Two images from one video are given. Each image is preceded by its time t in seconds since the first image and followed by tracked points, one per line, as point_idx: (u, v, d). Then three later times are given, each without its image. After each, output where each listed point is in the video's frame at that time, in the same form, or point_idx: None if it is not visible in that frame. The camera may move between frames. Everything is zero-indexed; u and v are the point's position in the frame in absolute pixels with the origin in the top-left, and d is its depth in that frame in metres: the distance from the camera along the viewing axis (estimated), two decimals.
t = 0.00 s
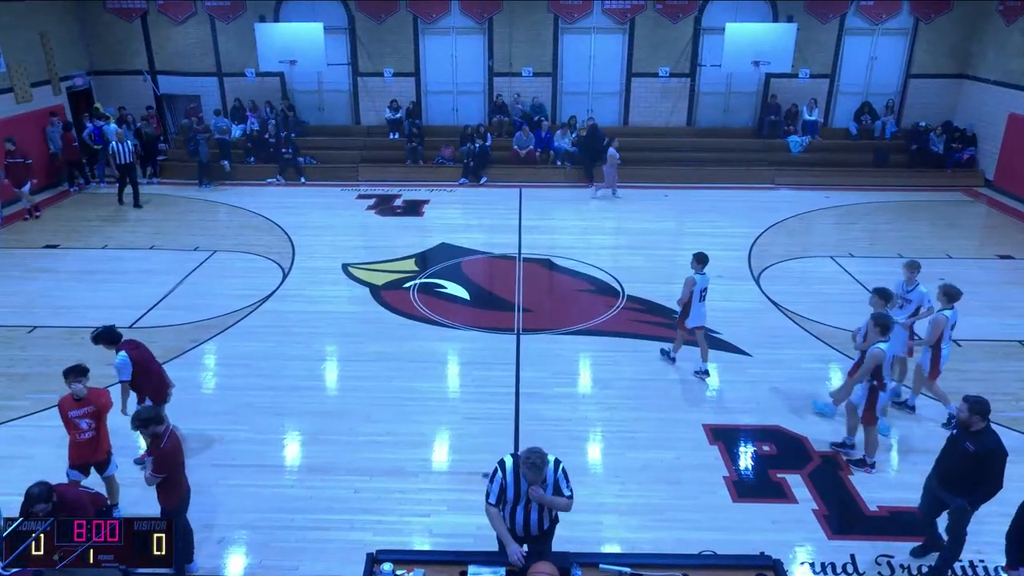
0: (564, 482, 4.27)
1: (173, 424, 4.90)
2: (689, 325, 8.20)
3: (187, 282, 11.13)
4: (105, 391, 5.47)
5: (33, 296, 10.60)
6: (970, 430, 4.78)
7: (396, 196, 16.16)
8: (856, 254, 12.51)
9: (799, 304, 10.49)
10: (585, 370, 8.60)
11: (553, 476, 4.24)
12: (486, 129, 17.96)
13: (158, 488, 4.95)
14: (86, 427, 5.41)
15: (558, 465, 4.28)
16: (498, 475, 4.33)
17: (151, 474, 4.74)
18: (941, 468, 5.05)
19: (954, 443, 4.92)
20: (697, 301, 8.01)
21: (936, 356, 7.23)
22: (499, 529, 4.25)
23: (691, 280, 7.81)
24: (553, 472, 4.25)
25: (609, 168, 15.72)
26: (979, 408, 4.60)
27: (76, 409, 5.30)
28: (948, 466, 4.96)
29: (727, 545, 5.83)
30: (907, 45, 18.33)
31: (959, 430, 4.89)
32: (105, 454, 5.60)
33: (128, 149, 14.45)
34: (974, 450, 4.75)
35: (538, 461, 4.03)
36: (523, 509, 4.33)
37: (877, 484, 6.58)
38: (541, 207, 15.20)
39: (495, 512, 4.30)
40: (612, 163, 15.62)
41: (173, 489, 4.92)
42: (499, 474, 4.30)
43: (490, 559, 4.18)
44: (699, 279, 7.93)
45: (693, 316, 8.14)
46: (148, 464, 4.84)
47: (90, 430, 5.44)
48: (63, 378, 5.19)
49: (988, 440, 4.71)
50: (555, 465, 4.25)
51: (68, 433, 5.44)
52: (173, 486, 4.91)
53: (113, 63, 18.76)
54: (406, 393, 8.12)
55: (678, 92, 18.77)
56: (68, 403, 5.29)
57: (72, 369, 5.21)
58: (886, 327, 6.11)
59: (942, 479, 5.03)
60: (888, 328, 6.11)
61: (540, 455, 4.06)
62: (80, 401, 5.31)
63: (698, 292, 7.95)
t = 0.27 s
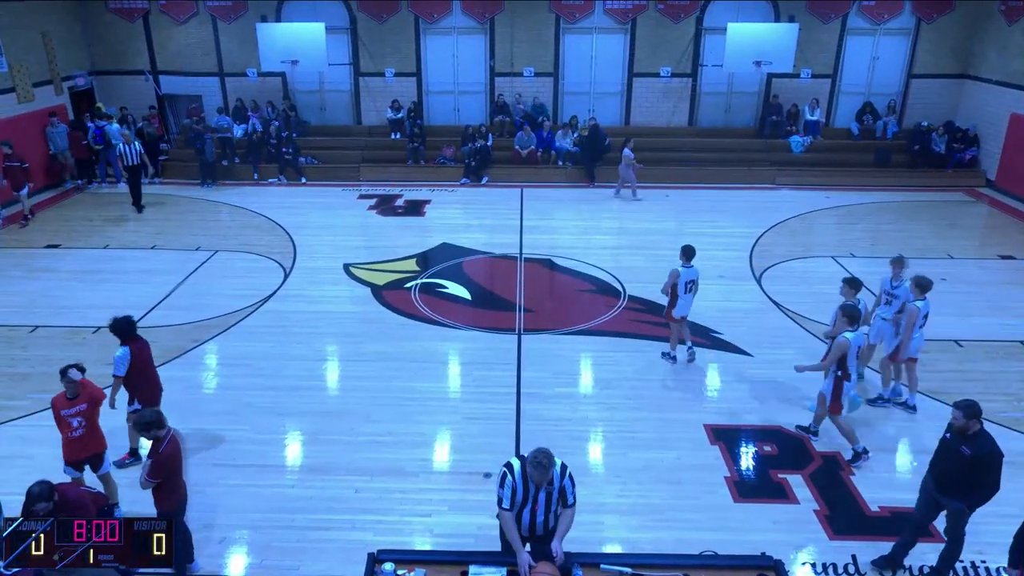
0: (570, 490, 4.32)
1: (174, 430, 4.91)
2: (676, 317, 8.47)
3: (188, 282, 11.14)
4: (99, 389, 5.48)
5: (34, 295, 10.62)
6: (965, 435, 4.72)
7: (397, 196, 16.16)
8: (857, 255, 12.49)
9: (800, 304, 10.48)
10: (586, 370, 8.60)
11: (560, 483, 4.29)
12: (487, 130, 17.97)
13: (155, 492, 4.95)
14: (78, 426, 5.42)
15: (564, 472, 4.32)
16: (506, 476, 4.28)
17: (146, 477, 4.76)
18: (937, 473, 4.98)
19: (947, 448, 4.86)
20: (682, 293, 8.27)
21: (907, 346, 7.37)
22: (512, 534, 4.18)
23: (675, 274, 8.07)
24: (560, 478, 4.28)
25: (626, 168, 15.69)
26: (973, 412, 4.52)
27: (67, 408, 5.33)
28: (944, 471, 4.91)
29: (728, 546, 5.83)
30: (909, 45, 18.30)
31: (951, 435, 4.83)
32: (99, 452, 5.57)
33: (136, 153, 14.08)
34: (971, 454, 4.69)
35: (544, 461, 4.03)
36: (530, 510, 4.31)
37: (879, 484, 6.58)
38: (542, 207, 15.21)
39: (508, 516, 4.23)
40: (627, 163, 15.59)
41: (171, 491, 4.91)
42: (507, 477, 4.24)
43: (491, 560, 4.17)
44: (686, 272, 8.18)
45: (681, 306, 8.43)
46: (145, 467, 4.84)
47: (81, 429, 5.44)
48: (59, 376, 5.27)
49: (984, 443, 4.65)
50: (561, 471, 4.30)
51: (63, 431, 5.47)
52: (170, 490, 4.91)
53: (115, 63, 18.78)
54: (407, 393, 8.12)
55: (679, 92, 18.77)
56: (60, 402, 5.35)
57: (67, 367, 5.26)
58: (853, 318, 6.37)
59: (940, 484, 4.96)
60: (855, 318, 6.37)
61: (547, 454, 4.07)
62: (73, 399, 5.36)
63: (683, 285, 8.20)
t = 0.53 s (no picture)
0: (578, 494, 4.31)
1: (177, 433, 4.91)
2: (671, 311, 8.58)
3: (192, 281, 11.17)
4: (93, 386, 5.48)
5: (39, 294, 10.65)
6: (957, 438, 4.70)
7: (400, 196, 16.16)
8: (861, 255, 12.47)
9: (804, 305, 10.47)
10: (590, 371, 8.59)
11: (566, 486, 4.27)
12: (491, 130, 17.99)
13: (156, 496, 4.97)
14: (70, 423, 5.43)
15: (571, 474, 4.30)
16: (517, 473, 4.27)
17: (144, 483, 4.78)
18: (930, 479, 4.94)
19: (940, 452, 4.83)
20: (676, 286, 8.40)
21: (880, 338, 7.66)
22: (516, 533, 4.20)
23: (669, 266, 8.25)
24: (567, 481, 4.27)
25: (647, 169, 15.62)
26: (963, 414, 4.56)
27: (61, 406, 5.34)
28: (938, 476, 4.86)
29: (731, 547, 5.82)
30: (914, 45, 18.26)
31: (942, 439, 4.80)
32: (91, 449, 5.60)
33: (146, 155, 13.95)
34: (966, 456, 4.65)
35: (550, 454, 4.02)
36: (536, 510, 4.31)
37: (883, 485, 6.56)
38: (545, 207, 15.21)
39: (513, 514, 4.23)
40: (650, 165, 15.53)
41: (170, 493, 4.91)
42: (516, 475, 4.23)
43: (494, 560, 4.17)
44: (680, 265, 8.35)
45: (675, 301, 8.55)
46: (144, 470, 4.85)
47: (73, 427, 5.46)
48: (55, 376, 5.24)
49: (977, 444, 4.62)
50: (568, 474, 4.28)
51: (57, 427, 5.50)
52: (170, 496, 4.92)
53: (120, 62, 18.83)
54: (411, 393, 8.13)
55: (683, 93, 18.76)
56: (54, 400, 5.36)
57: (61, 364, 5.25)
58: (828, 305, 6.65)
59: (935, 491, 4.92)
60: (830, 305, 6.65)
61: (551, 450, 4.03)
62: (66, 398, 5.35)
63: (677, 278, 8.36)
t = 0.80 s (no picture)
0: (582, 487, 4.36)
1: (174, 433, 4.94)
2: (663, 302, 8.83)
3: (191, 281, 11.16)
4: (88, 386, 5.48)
5: (38, 294, 10.64)
6: (941, 435, 4.70)
7: (400, 196, 16.15)
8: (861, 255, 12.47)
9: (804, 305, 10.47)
10: (589, 371, 8.59)
11: (569, 480, 4.32)
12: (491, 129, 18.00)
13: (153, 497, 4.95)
14: (65, 421, 5.43)
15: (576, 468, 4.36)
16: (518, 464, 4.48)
17: (140, 483, 4.75)
18: (916, 477, 4.92)
19: (925, 450, 4.82)
20: (670, 278, 8.64)
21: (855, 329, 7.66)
22: (503, 512, 4.28)
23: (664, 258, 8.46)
24: (569, 476, 4.31)
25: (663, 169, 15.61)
26: (948, 412, 4.52)
27: (56, 405, 5.35)
28: (925, 475, 4.84)
29: (730, 546, 5.83)
30: (913, 45, 18.27)
31: (927, 437, 4.79)
32: (85, 448, 5.59)
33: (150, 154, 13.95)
34: (952, 452, 4.65)
35: (549, 440, 4.13)
36: (534, 503, 4.36)
37: (883, 485, 6.56)
38: (545, 207, 15.22)
39: (502, 496, 4.33)
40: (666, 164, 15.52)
41: (167, 494, 4.90)
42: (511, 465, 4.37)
43: (493, 561, 4.17)
44: (675, 258, 8.57)
45: (668, 292, 8.79)
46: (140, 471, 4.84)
47: (68, 424, 5.45)
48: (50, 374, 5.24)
49: (962, 440, 4.62)
50: (571, 469, 4.33)
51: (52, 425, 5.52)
52: (165, 497, 4.89)
53: (119, 62, 18.82)
54: (410, 393, 8.13)
55: (683, 93, 18.76)
56: (50, 398, 5.36)
57: (57, 362, 5.26)
58: (791, 298, 6.78)
59: (922, 489, 4.90)
60: (793, 299, 6.77)
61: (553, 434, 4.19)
62: (61, 397, 5.35)
63: (671, 269, 8.58)
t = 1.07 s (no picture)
0: (561, 490, 4.29)
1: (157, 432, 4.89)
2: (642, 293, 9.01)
3: (174, 284, 11.05)
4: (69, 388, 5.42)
5: (18, 298, 10.50)
6: (909, 431, 4.78)
7: (385, 197, 16.10)
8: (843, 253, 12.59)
9: (787, 302, 10.55)
10: (575, 370, 8.61)
11: (549, 478, 4.29)
12: (475, 129, 18.00)
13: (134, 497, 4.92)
14: (48, 426, 5.36)
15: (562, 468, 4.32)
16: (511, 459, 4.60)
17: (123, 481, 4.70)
18: (887, 473, 4.98)
19: (894, 447, 4.88)
20: (648, 269, 8.83)
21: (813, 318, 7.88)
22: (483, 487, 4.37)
23: (641, 250, 8.65)
24: (549, 475, 4.30)
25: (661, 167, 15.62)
26: (915, 408, 4.62)
27: (38, 410, 5.26)
28: (895, 471, 4.91)
29: (718, 543, 5.86)
30: (893, 45, 18.47)
31: (896, 433, 4.86)
32: (70, 452, 5.54)
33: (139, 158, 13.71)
34: (921, 448, 4.71)
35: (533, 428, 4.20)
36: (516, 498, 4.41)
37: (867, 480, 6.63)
38: (530, 207, 15.24)
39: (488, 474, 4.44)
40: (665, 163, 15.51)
41: (150, 494, 4.87)
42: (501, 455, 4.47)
43: (481, 560, 4.17)
44: (653, 250, 8.74)
45: (647, 284, 8.98)
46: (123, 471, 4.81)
47: (50, 429, 5.38)
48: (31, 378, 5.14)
49: (930, 435, 4.69)
50: (555, 467, 4.33)
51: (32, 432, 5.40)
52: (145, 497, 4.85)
53: (98, 63, 18.61)
54: (397, 394, 8.10)
55: (666, 92, 18.84)
56: (31, 404, 5.28)
57: (39, 367, 5.19)
58: (751, 285, 7.02)
59: (894, 484, 4.95)
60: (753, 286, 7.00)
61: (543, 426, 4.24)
62: (43, 402, 5.27)
63: (649, 261, 8.76)
